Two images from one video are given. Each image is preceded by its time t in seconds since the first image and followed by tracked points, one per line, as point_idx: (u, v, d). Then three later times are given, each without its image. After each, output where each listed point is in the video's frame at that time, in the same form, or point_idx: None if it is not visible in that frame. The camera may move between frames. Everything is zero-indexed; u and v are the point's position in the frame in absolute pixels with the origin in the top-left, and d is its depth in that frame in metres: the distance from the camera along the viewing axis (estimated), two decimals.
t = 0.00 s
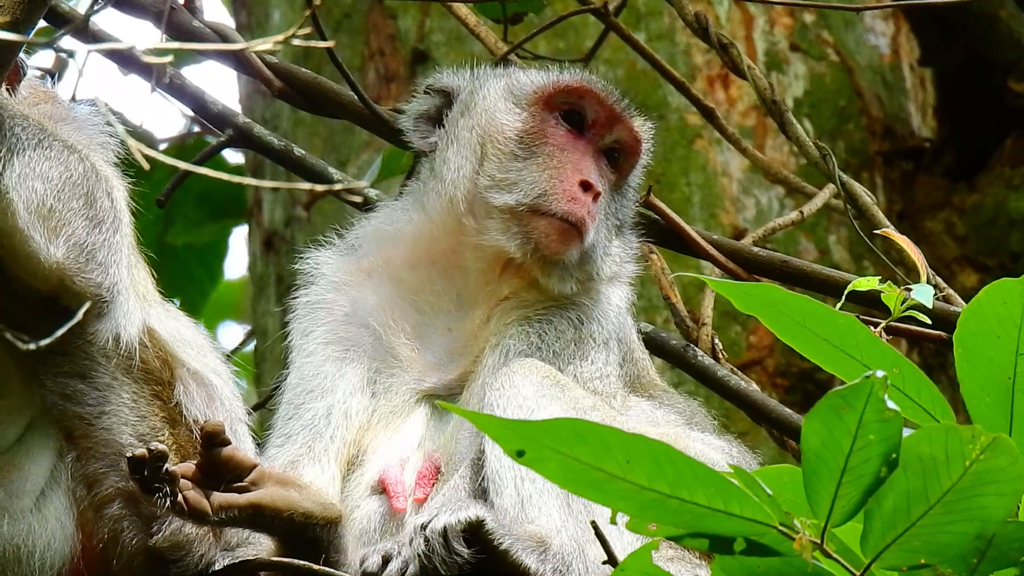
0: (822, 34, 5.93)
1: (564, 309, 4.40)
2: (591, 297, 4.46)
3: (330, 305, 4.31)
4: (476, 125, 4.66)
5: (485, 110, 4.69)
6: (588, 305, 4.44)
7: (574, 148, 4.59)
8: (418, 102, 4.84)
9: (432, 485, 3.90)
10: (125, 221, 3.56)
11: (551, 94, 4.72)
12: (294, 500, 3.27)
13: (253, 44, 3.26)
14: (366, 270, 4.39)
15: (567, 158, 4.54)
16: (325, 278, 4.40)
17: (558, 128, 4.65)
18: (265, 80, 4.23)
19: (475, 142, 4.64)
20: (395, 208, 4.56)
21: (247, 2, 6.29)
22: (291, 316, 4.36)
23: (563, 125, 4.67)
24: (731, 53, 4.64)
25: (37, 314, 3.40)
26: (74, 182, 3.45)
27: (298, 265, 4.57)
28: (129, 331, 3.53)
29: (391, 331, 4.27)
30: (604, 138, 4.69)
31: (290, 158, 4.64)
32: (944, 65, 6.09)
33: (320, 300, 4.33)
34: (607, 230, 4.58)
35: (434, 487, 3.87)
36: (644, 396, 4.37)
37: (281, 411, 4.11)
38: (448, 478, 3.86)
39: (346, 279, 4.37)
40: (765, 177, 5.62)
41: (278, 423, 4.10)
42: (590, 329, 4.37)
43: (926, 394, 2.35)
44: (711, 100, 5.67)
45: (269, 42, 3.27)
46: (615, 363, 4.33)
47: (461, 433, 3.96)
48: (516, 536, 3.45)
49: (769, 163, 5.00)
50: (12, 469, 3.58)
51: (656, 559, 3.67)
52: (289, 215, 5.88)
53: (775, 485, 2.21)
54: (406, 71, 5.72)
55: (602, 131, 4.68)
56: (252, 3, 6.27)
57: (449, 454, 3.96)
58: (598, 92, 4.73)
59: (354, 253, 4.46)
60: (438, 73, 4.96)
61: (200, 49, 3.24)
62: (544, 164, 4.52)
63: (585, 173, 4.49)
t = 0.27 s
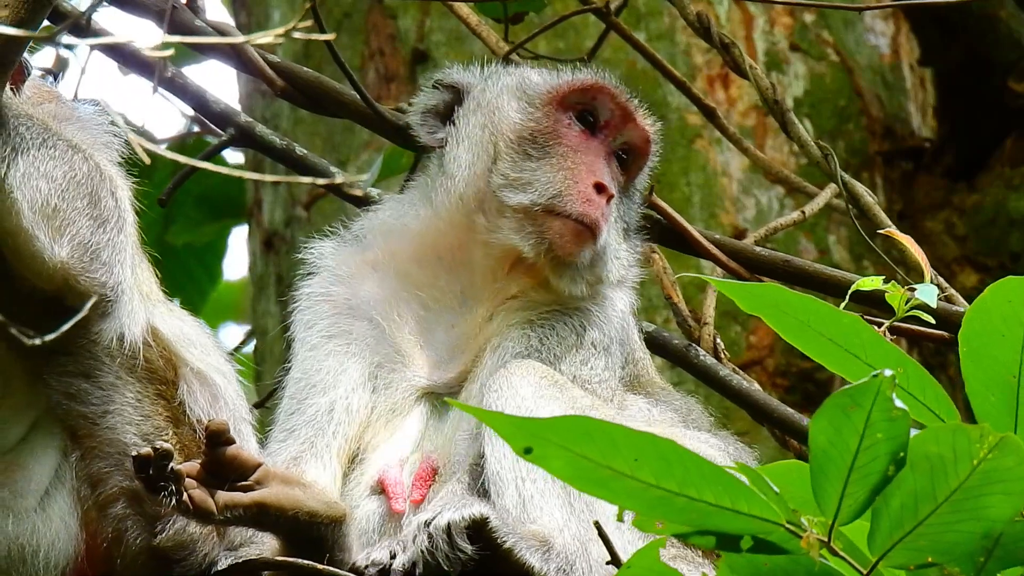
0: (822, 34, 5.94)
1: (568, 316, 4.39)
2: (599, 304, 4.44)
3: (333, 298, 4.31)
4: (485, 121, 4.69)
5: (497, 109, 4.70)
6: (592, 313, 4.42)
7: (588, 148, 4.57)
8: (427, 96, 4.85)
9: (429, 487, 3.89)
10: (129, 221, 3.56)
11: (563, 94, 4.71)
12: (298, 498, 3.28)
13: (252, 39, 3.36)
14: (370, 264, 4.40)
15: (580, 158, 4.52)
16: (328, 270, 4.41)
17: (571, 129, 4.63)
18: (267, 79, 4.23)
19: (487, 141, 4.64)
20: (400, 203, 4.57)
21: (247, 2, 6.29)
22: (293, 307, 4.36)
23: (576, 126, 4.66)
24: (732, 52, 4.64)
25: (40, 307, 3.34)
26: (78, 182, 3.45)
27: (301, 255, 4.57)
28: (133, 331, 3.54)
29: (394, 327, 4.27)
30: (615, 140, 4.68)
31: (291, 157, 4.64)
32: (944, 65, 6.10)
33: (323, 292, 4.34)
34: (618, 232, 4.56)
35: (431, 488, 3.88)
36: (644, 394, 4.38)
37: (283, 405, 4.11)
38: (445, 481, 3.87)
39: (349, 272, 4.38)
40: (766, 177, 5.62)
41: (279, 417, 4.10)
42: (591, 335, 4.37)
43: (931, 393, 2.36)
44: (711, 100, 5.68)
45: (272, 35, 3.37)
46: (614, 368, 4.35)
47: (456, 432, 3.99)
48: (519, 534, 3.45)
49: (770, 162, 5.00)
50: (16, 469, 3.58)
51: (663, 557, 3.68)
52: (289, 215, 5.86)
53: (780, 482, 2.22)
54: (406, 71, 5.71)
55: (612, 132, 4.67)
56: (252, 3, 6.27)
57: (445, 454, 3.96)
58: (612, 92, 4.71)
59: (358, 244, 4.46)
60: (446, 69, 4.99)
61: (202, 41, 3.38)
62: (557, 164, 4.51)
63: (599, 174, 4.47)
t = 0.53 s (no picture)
0: (822, 34, 5.94)
1: (577, 317, 4.41)
2: (608, 305, 4.47)
3: (342, 296, 4.32)
4: (500, 121, 4.71)
5: (513, 108, 4.74)
6: (603, 313, 4.46)
7: (603, 150, 4.61)
8: (440, 95, 4.88)
9: (435, 482, 3.90)
10: (133, 221, 3.56)
11: (580, 96, 4.77)
12: (303, 499, 3.28)
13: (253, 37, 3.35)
14: (380, 262, 4.42)
15: (596, 159, 4.57)
16: (338, 268, 4.42)
17: (587, 130, 4.69)
18: (269, 80, 4.22)
19: (501, 140, 4.66)
20: (410, 201, 4.58)
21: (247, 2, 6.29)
22: (301, 304, 4.37)
23: (590, 128, 4.72)
24: (734, 52, 4.64)
25: (47, 308, 3.37)
26: (82, 182, 3.44)
27: (312, 252, 4.59)
28: (137, 331, 3.54)
29: (402, 327, 4.30)
30: (628, 143, 4.75)
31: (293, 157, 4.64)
32: (944, 65, 6.10)
33: (332, 290, 4.35)
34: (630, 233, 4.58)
35: (437, 484, 3.88)
36: (652, 391, 4.38)
37: (289, 403, 4.10)
38: (452, 477, 3.88)
39: (359, 270, 4.40)
40: (766, 177, 5.62)
41: (286, 415, 4.09)
42: (599, 336, 4.38)
43: (937, 394, 2.36)
44: (711, 99, 5.68)
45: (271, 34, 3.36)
46: (622, 368, 4.35)
47: (462, 427, 4.01)
48: (524, 535, 3.46)
49: (771, 162, 5.00)
50: (20, 469, 3.58)
51: (668, 557, 3.69)
52: (290, 215, 5.85)
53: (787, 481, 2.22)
54: (406, 71, 5.71)
55: (625, 137, 4.75)
56: (252, 3, 6.27)
57: (452, 452, 3.99)
58: (628, 97, 4.77)
59: (368, 241, 4.48)
60: (462, 69, 5.02)
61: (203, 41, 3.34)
62: (574, 164, 4.54)
63: (615, 175, 4.51)
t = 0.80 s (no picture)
0: (822, 34, 5.94)
1: (591, 317, 4.36)
2: (629, 306, 4.44)
3: (352, 288, 4.39)
4: (541, 112, 4.76)
5: (552, 99, 4.79)
6: (614, 313, 4.40)
7: (644, 153, 4.71)
8: (463, 90, 4.90)
9: (442, 478, 3.88)
10: (137, 221, 3.56)
11: (616, 97, 4.83)
12: (307, 498, 3.28)
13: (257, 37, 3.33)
14: (391, 254, 4.48)
15: (639, 162, 4.66)
16: (349, 258, 4.48)
17: (625, 131, 4.76)
18: (270, 80, 4.21)
19: (540, 133, 4.73)
20: (426, 194, 4.63)
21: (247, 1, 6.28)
22: (312, 294, 4.44)
23: (628, 129, 4.79)
24: (736, 52, 4.64)
25: (48, 308, 3.37)
26: (85, 182, 3.44)
27: (327, 239, 4.65)
28: (140, 330, 3.54)
29: (410, 320, 4.35)
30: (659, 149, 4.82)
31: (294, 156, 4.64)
32: (944, 65, 6.11)
33: (343, 281, 4.41)
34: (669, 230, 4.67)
35: (443, 479, 3.86)
36: (658, 392, 4.39)
37: (295, 395, 4.18)
38: (458, 472, 3.85)
39: (369, 263, 4.46)
40: (765, 176, 5.62)
41: (292, 406, 4.17)
42: (608, 336, 4.33)
43: (940, 394, 2.36)
44: (712, 99, 5.67)
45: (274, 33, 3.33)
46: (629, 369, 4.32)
47: (468, 427, 3.96)
48: (529, 535, 3.46)
49: (771, 162, 5.00)
50: (24, 469, 3.56)
51: (673, 557, 3.71)
52: (289, 216, 5.87)
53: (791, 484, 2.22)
54: (406, 71, 5.70)
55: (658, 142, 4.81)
56: (251, 3, 6.27)
57: (458, 449, 3.95)
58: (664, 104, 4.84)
59: (382, 233, 4.53)
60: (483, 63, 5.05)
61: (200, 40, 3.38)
62: (617, 166, 4.64)
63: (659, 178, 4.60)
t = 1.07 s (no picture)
0: (822, 34, 5.94)
1: (601, 319, 4.35)
2: (637, 310, 4.46)
3: (359, 283, 4.42)
4: (562, 112, 4.77)
5: (571, 100, 4.80)
6: (623, 313, 4.42)
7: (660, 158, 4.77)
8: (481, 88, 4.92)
9: (445, 477, 3.89)
10: (139, 221, 3.56)
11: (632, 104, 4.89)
12: (309, 499, 3.28)
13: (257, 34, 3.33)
14: (398, 250, 4.51)
15: (660, 166, 4.70)
16: (356, 253, 4.51)
17: (643, 135, 4.80)
18: (271, 79, 4.21)
19: (561, 133, 4.72)
20: (436, 190, 4.63)
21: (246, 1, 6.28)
22: (316, 288, 4.45)
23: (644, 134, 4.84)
24: (736, 52, 4.64)
25: (50, 307, 3.35)
26: (87, 182, 3.45)
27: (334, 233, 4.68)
28: (142, 330, 3.54)
29: (416, 317, 4.37)
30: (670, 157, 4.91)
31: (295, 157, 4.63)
32: (944, 65, 6.11)
33: (350, 276, 4.44)
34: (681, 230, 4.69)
35: (446, 479, 3.86)
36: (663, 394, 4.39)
37: (299, 390, 4.18)
38: (460, 471, 3.85)
39: (376, 259, 4.49)
40: (765, 176, 5.62)
41: (294, 402, 4.16)
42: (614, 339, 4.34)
43: (943, 393, 2.36)
44: (711, 99, 5.67)
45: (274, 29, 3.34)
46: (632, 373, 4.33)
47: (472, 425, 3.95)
48: (531, 536, 3.45)
49: (772, 162, 5.00)
50: (25, 470, 3.58)
51: (676, 557, 3.71)
52: (289, 214, 5.80)
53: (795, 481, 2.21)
54: (406, 71, 5.70)
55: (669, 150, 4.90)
56: (251, 3, 6.27)
57: (461, 449, 3.94)
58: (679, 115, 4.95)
59: (390, 228, 4.56)
60: (495, 66, 5.07)
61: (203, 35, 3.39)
62: (637, 168, 4.66)
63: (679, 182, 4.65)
